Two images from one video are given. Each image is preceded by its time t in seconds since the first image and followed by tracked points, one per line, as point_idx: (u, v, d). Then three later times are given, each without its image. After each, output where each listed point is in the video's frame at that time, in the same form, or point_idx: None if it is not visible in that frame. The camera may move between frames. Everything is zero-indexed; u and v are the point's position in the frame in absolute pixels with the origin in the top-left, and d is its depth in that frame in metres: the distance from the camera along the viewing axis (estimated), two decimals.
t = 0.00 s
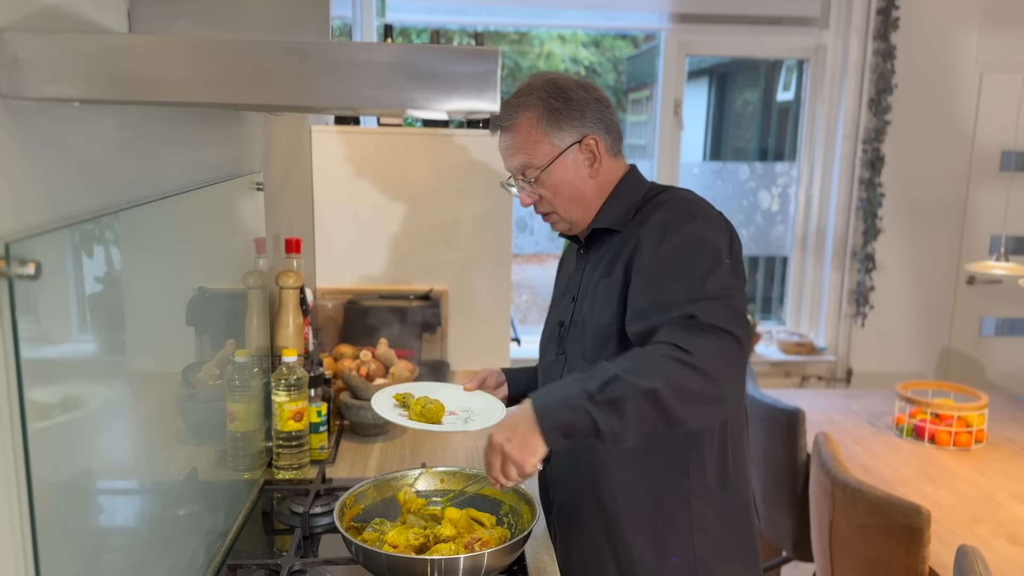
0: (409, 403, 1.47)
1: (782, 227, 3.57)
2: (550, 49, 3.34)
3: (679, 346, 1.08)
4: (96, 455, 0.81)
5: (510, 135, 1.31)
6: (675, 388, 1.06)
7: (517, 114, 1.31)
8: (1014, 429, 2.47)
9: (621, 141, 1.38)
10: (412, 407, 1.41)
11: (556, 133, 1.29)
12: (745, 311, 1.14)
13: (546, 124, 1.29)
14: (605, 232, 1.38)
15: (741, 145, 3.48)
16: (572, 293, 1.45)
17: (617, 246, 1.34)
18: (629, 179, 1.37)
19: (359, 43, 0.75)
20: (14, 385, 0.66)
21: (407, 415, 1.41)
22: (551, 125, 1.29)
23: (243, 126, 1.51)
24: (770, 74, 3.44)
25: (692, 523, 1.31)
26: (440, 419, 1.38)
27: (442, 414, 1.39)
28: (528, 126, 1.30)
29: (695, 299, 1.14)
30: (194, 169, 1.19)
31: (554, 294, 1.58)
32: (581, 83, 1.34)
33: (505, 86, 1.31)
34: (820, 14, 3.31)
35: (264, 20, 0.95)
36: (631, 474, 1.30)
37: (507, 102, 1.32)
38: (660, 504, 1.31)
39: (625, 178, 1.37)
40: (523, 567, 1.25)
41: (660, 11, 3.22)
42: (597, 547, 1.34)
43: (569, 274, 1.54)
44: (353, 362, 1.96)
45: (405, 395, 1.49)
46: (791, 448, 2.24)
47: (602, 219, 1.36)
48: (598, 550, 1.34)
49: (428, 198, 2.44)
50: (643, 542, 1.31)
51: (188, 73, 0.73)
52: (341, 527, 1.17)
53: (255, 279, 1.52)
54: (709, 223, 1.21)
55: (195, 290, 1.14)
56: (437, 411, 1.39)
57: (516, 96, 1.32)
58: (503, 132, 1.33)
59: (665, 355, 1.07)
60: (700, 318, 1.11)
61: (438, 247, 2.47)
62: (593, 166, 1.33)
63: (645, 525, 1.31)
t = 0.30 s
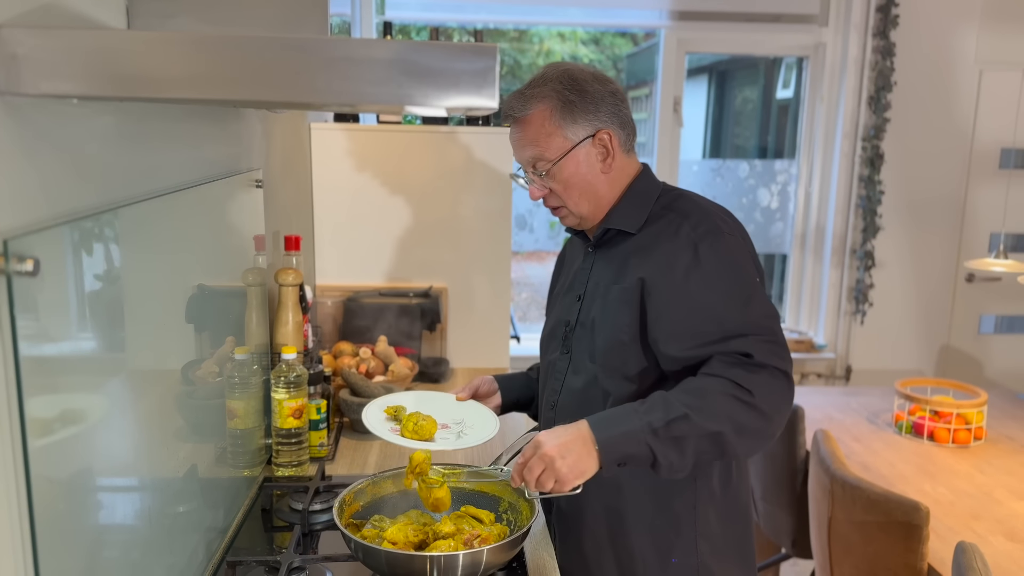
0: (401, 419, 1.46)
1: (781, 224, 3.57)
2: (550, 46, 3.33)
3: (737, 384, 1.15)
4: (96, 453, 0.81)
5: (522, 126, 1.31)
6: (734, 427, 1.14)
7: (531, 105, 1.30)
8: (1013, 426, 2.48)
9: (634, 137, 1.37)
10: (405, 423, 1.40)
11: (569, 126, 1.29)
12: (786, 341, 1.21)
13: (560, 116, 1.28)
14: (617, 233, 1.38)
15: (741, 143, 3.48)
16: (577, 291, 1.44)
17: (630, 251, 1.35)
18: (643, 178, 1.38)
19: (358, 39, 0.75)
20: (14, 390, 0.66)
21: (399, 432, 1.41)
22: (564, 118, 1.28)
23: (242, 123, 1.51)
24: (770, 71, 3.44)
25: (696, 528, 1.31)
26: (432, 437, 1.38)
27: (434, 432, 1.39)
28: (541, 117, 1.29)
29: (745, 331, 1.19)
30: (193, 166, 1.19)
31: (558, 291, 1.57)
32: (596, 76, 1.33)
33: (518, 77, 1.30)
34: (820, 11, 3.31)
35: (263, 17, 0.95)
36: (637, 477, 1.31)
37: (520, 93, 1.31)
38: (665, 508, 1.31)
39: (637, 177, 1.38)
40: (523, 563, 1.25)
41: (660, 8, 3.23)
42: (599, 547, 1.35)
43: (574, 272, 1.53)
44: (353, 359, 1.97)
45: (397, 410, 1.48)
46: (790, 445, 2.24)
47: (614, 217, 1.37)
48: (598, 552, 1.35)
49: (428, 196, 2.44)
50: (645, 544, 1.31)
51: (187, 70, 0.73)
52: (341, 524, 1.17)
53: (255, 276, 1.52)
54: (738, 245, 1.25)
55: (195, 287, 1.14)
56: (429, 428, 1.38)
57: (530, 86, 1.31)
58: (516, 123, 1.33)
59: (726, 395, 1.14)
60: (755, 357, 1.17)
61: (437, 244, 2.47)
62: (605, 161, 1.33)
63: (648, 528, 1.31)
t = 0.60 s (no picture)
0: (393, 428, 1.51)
1: (780, 222, 3.57)
2: (549, 45, 3.32)
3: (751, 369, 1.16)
4: (96, 451, 0.81)
5: (532, 119, 1.31)
6: (745, 412, 1.15)
7: (542, 98, 1.30)
8: (1012, 424, 2.48)
9: (646, 134, 1.37)
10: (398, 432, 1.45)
11: (579, 119, 1.29)
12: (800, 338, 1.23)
13: (571, 109, 1.29)
14: (628, 231, 1.39)
15: (741, 141, 3.48)
16: (586, 291, 1.44)
17: (643, 249, 1.35)
18: (654, 176, 1.38)
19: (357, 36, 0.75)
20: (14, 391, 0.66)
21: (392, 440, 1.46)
22: (575, 111, 1.29)
23: (242, 121, 1.51)
24: (770, 69, 3.44)
25: (706, 531, 1.31)
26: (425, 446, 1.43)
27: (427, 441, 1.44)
28: (552, 110, 1.29)
29: (760, 324, 1.20)
30: (193, 164, 1.19)
31: (565, 291, 1.57)
32: (609, 71, 1.34)
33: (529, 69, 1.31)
34: (819, 9, 3.31)
35: (263, 14, 0.95)
36: (648, 480, 1.30)
37: (531, 86, 1.32)
38: (676, 511, 1.30)
39: (648, 175, 1.38)
40: (522, 561, 1.26)
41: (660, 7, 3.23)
42: (609, 552, 1.34)
43: (582, 271, 1.53)
44: (353, 357, 1.97)
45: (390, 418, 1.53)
46: (789, 442, 2.24)
47: (624, 216, 1.37)
48: (608, 555, 1.34)
49: (428, 193, 2.44)
50: (656, 548, 1.31)
51: (186, 67, 0.73)
52: (341, 521, 1.17)
53: (255, 274, 1.53)
54: (751, 242, 1.25)
55: (195, 285, 1.14)
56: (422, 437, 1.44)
57: (542, 79, 1.32)
58: (527, 115, 1.33)
59: (741, 378, 1.16)
60: (769, 348, 1.18)
61: (437, 242, 2.48)
62: (615, 157, 1.33)
63: (659, 532, 1.31)
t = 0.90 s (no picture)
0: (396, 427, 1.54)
1: (780, 220, 3.57)
2: (550, 42, 3.33)
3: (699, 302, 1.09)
4: (96, 448, 0.81)
5: (535, 114, 1.32)
6: (682, 339, 1.06)
7: (545, 93, 1.31)
8: (1012, 422, 2.48)
9: (651, 132, 1.36)
10: (402, 431, 1.48)
11: (581, 114, 1.29)
12: (772, 298, 1.14)
13: (572, 104, 1.29)
14: (631, 225, 1.38)
15: (741, 139, 3.48)
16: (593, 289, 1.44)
17: (647, 242, 1.33)
18: (658, 172, 1.36)
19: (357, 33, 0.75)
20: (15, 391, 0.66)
21: (395, 438, 1.49)
22: (577, 106, 1.29)
23: (242, 117, 1.51)
24: (770, 67, 3.43)
25: (712, 532, 1.31)
26: (429, 445, 1.47)
27: (431, 439, 1.48)
28: (554, 105, 1.30)
29: (726, 275, 1.14)
30: (192, 161, 1.19)
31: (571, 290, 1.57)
32: (614, 67, 1.33)
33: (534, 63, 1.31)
34: (819, 7, 3.31)
35: (262, 12, 0.95)
36: (655, 481, 1.29)
37: (536, 81, 1.33)
38: (682, 512, 1.30)
39: (652, 173, 1.37)
40: (522, 558, 1.26)
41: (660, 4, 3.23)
42: (615, 552, 1.33)
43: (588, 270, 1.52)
44: (353, 355, 1.97)
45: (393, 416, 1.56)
46: (789, 440, 2.25)
47: (628, 211, 1.36)
48: (614, 555, 1.34)
49: (428, 191, 2.44)
50: (662, 550, 1.30)
51: (185, 64, 0.73)
52: (340, 519, 1.17)
53: (255, 272, 1.53)
54: (743, 222, 1.23)
55: (195, 282, 1.14)
56: (426, 436, 1.47)
57: (546, 74, 1.32)
58: (530, 110, 1.34)
59: (687, 306, 1.08)
60: (728, 291, 1.11)
61: (437, 240, 2.47)
62: (617, 153, 1.32)
63: (666, 533, 1.30)
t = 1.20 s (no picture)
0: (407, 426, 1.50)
1: (781, 219, 3.57)
2: (550, 41, 3.32)
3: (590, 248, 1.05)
4: (97, 445, 0.81)
5: (535, 111, 1.32)
6: (562, 279, 1.03)
7: (545, 90, 1.31)
8: (1012, 421, 2.48)
9: (651, 130, 1.35)
10: (416, 430, 1.43)
11: (580, 111, 1.28)
12: (694, 245, 1.06)
13: (571, 101, 1.28)
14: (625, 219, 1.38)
15: (741, 138, 3.47)
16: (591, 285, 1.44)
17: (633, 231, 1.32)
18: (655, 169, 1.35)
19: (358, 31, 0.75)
20: (16, 386, 0.66)
21: (408, 438, 1.44)
22: (576, 103, 1.28)
23: (242, 115, 1.51)
24: (770, 66, 3.43)
25: (703, 519, 1.29)
26: (445, 444, 1.42)
27: (445, 438, 1.42)
28: (553, 102, 1.29)
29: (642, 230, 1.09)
30: (193, 158, 1.19)
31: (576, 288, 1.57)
32: (615, 65, 1.33)
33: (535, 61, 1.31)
34: (820, 6, 3.31)
35: (263, 9, 0.95)
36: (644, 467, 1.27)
37: (537, 78, 1.32)
38: (672, 500, 1.29)
39: (649, 169, 1.35)
40: (522, 556, 1.26)
41: (660, 3, 3.23)
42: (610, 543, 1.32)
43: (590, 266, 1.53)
44: (353, 353, 1.97)
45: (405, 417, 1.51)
46: (789, 439, 2.25)
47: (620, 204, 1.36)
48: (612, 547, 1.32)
49: (428, 189, 2.44)
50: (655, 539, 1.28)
51: (186, 62, 0.73)
52: (340, 516, 1.17)
53: (255, 269, 1.52)
54: (702, 191, 1.17)
55: (195, 281, 1.14)
56: (441, 434, 1.42)
57: (546, 72, 1.32)
58: (530, 107, 1.34)
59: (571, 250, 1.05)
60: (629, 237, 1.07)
61: (437, 238, 2.47)
62: (615, 149, 1.32)
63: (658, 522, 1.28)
